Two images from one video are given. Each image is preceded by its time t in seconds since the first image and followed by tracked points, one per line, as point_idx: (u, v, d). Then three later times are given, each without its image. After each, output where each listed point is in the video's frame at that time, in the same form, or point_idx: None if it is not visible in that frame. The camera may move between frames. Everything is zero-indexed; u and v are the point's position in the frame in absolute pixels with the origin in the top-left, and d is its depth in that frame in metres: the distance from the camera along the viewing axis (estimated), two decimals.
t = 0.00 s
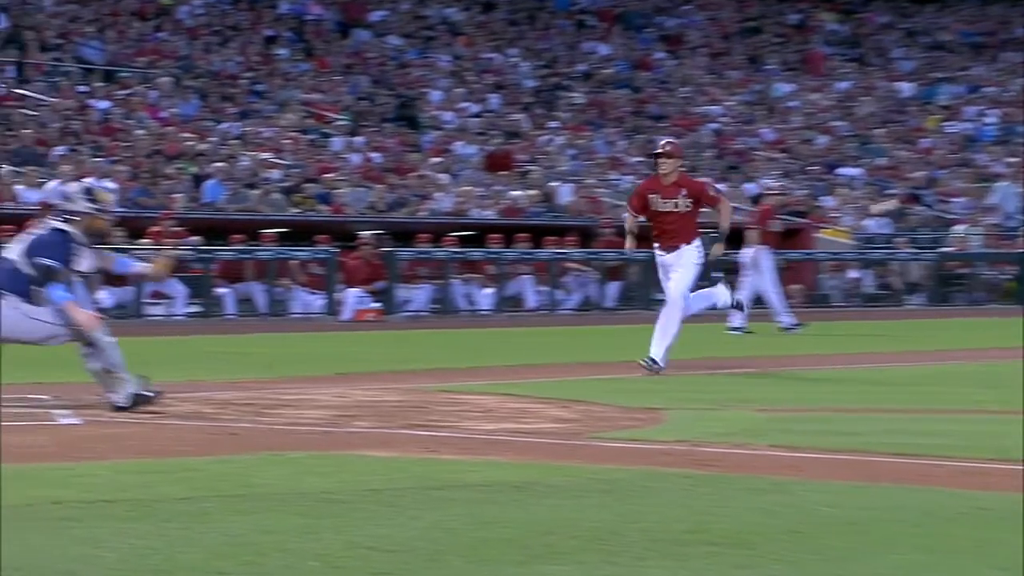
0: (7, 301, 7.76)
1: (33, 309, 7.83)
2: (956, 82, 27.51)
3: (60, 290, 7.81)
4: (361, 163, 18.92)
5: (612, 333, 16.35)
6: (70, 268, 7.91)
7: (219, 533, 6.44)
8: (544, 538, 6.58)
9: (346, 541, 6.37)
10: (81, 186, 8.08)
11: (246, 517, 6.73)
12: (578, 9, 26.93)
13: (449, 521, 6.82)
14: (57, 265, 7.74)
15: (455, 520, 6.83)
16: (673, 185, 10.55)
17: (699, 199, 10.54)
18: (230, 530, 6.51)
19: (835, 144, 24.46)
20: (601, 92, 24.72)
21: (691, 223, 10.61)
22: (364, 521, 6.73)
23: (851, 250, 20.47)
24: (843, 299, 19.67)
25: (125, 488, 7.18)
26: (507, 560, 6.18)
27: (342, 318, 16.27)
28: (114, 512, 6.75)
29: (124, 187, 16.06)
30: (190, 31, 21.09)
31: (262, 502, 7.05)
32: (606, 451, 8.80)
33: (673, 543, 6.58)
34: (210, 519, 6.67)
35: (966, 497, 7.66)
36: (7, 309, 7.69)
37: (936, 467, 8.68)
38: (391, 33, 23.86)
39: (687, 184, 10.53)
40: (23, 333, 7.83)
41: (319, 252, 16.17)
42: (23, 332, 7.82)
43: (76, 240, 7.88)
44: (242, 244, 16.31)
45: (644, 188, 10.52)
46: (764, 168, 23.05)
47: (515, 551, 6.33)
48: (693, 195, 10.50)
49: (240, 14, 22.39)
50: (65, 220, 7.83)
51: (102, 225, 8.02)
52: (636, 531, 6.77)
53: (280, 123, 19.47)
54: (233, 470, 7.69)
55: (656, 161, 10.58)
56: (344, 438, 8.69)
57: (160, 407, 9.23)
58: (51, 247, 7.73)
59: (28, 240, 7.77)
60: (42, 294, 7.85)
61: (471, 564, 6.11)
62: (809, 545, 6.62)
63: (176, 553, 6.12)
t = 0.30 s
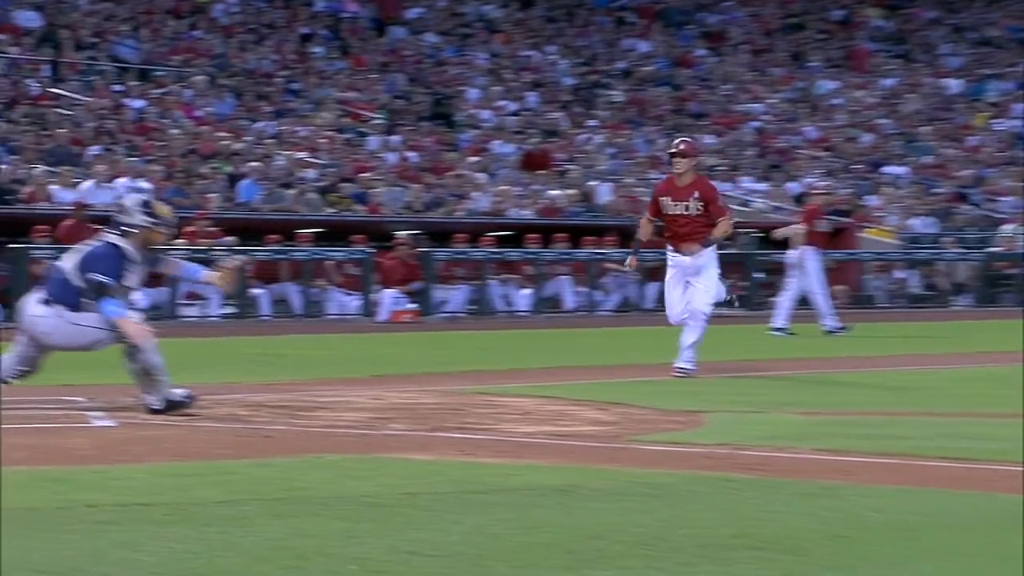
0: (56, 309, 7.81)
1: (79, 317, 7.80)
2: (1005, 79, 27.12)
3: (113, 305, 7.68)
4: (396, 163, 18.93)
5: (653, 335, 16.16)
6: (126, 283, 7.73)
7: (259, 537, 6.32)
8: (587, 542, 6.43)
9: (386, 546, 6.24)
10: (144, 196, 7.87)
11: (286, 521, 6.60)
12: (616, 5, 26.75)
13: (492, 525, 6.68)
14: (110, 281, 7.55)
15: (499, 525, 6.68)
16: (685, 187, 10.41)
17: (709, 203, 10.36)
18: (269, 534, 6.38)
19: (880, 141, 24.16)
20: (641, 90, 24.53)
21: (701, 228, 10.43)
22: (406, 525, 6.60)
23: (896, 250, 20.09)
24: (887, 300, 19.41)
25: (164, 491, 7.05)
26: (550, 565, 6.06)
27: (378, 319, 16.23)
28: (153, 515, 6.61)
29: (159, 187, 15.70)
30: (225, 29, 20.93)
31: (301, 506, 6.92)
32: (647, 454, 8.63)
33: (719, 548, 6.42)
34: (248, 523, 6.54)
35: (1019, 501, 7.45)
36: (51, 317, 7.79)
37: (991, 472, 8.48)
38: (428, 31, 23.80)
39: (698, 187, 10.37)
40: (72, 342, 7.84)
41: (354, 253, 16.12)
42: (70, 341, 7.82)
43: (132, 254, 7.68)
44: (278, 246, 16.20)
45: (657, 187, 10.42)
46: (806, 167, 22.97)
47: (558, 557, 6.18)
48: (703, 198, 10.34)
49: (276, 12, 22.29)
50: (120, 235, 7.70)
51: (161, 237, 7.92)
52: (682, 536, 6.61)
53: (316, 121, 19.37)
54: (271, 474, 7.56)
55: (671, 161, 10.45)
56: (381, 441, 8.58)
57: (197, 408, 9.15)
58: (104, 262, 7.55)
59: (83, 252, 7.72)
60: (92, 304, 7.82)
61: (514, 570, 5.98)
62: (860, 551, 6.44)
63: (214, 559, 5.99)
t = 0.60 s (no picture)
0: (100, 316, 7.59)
1: (123, 326, 7.58)
2: None
3: (162, 320, 7.54)
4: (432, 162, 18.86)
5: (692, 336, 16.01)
6: (175, 299, 7.67)
7: (296, 540, 6.17)
8: (629, 547, 6.26)
9: (423, 550, 6.09)
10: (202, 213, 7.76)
11: (323, 524, 6.46)
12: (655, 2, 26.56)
13: (533, 529, 6.53)
14: (160, 298, 7.49)
15: (539, 529, 6.53)
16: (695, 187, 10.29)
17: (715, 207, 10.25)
18: (307, 536, 6.25)
19: (925, 140, 23.81)
20: (681, 88, 24.34)
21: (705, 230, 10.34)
22: (446, 530, 6.46)
23: (942, 250, 19.74)
24: (931, 301, 19.14)
25: (201, 494, 6.92)
26: (589, 570, 5.91)
27: (413, 321, 16.07)
28: (188, 518, 6.47)
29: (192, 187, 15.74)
30: (260, 27, 20.87)
31: (339, 509, 6.78)
32: (687, 458, 8.46)
33: (760, 554, 6.25)
34: (284, 525, 6.41)
35: None
36: (95, 324, 7.55)
37: None
38: (464, 29, 23.68)
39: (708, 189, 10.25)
40: (116, 351, 7.61)
41: (389, 253, 16.01)
42: (114, 349, 7.59)
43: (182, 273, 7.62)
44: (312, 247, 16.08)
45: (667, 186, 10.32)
46: (849, 166, 22.77)
47: (598, 561, 6.04)
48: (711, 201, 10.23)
49: (310, 10, 22.00)
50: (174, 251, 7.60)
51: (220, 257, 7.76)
52: (724, 540, 6.45)
53: (352, 120, 19.28)
54: (307, 477, 7.41)
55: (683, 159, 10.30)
56: (417, 444, 8.44)
57: (231, 409, 9.07)
58: (154, 279, 7.50)
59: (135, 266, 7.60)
60: (136, 315, 7.61)
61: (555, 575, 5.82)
62: (909, 559, 6.27)
63: (251, 561, 5.85)
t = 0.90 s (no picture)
0: (145, 321, 7.55)
1: (163, 333, 7.50)
2: None
3: (211, 337, 7.28)
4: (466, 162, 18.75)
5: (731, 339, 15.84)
6: (222, 319, 7.48)
7: (325, 544, 6.05)
8: (665, 552, 6.11)
9: (454, 555, 5.96)
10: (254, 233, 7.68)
11: (351, 529, 6.33)
12: None
13: (565, 534, 6.39)
14: (206, 314, 7.29)
15: (571, 533, 6.39)
16: (697, 181, 10.23)
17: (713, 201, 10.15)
18: (337, 540, 6.13)
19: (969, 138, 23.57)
20: (719, 86, 24.11)
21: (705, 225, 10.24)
22: (477, 534, 6.32)
23: (985, 251, 19.51)
24: (976, 303, 18.83)
25: (230, 498, 6.81)
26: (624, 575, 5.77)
27: (447, 322, 15.96)
28: (216, 522, 6.36)
29: (223, 187, 15.79)
30: (293, 25, 20.76)
31: (368, 513, 6.65)
32: (725, 462, 8.29)
33: (798, 559, 6.10)
34: (314, 530, 6.29)
35: None
36: (138, 328, 7.52)
37: None
38: (499, 26, 23.44)
39: (709, 183, 10.17)
40: (158, 357, 7.55)
41: (423, 253, 15.76)
42: (156, 355, 7.54)
43: (229, 291, 7.44)
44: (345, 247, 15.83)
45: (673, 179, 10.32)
46: (891, 165, 22.64)
47: (633, 567, 5.89)
48: (709, 195, 10.14)
49: (343, 8, 21.78)
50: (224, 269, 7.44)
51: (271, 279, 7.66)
52: (759, 546, 6.29)
53: (385, 119, 19.20)
54: (337, 480, 7.28)
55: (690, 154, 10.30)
56: (451, 447, 8.31)
57: (264, 411, 8.98)
58: (201, 294, 7.32)
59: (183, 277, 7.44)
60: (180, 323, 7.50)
61: None
62: (953, 567, 6.10)
63: (281, 564, 5.72)
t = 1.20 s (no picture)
0: (174, 324, 7.54)
1: (189, 337, 7.49)
2: None
3: (241, 349, 7.26)
4: (488, 162, 18.67)
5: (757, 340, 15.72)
6: (250, 329, 7.43)
7: (347, 548, 5.97)
8: (690, 556, 6.01)
9: (477, 558, 5.88)
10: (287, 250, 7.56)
11: (373, 532, 6.24)
12: None
13: (588, 537, 6.30)
14: (238, 325, 7.26)
15: (595, 536, 6.30)
16: (699, 179, 10.06)
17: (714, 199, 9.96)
18: (358, 544, 6.04)
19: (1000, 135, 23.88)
20: (743, 84, 23.94)
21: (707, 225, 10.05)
22: (499, 537, 6.23)
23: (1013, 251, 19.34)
24: (1004, 304, 18.64)
25: (251, 501, 6.73)
26: None
27: (469, 324, 15.80)
28: (237, 526, 6.27)
29: (244, 187, 15.74)
30: (313, 24, 20.67)
31: (389, 516, 6.57)
32: (750, 465, 8.17)
33: (826, 563, 5.99)
34: (335, 533, 6.20)
35: None
36: (166, 331, 7.50)
37: None
38: (521, 24, 23.28)
39: (710, 181, 9.99)
40: (184, 361, 7.53)
41: (444, 254, 15.67)
42: (182, 360, 7.52)
43: (258, 306, 7.38)
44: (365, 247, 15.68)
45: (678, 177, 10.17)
46: (919, 165, 22.57)
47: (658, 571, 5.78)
48: (710, 193, 9.96)
49: (364, 7, 21.68)
50: (256, 282, 7.38)
51: (302, 296, 7.51)
52: (784, 549, 6.18)
53: (406, 118, 19.14)
54: (358, 483, 7.21)
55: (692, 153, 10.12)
56: (473, 449, 8.22)
57: (284, 413, 8.92)
58: (233, 305, 7.28)
59: (215, 285, 7.42)
60: (208, 330, 7.49)
61: None
62: (984, 572, 5.98)
63: (302, 567, 5.63)
